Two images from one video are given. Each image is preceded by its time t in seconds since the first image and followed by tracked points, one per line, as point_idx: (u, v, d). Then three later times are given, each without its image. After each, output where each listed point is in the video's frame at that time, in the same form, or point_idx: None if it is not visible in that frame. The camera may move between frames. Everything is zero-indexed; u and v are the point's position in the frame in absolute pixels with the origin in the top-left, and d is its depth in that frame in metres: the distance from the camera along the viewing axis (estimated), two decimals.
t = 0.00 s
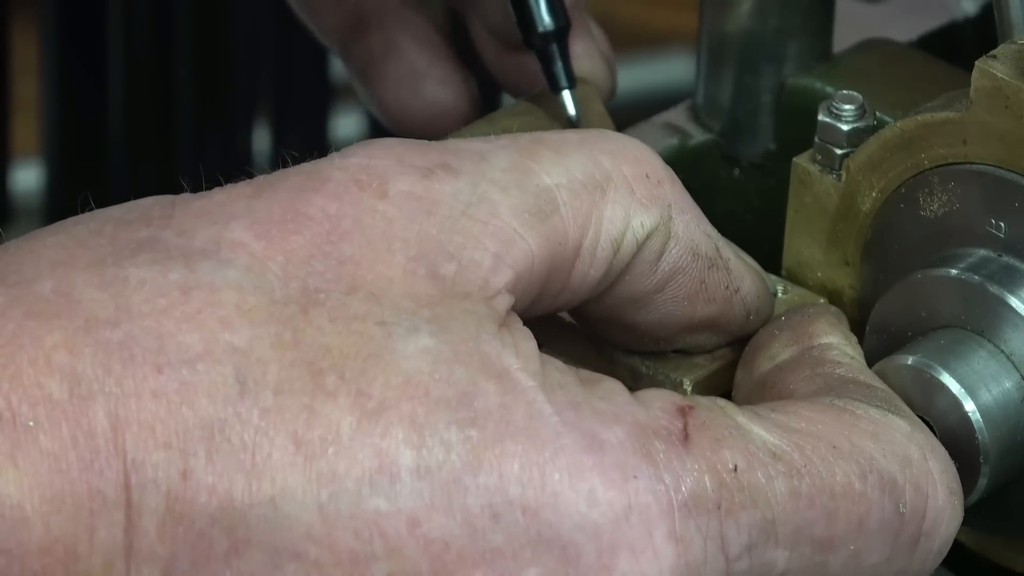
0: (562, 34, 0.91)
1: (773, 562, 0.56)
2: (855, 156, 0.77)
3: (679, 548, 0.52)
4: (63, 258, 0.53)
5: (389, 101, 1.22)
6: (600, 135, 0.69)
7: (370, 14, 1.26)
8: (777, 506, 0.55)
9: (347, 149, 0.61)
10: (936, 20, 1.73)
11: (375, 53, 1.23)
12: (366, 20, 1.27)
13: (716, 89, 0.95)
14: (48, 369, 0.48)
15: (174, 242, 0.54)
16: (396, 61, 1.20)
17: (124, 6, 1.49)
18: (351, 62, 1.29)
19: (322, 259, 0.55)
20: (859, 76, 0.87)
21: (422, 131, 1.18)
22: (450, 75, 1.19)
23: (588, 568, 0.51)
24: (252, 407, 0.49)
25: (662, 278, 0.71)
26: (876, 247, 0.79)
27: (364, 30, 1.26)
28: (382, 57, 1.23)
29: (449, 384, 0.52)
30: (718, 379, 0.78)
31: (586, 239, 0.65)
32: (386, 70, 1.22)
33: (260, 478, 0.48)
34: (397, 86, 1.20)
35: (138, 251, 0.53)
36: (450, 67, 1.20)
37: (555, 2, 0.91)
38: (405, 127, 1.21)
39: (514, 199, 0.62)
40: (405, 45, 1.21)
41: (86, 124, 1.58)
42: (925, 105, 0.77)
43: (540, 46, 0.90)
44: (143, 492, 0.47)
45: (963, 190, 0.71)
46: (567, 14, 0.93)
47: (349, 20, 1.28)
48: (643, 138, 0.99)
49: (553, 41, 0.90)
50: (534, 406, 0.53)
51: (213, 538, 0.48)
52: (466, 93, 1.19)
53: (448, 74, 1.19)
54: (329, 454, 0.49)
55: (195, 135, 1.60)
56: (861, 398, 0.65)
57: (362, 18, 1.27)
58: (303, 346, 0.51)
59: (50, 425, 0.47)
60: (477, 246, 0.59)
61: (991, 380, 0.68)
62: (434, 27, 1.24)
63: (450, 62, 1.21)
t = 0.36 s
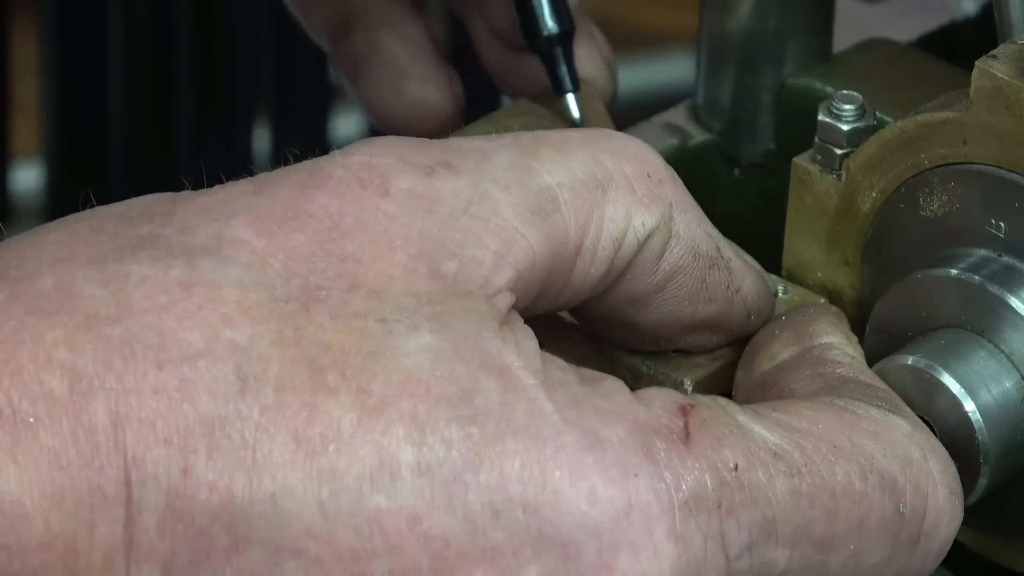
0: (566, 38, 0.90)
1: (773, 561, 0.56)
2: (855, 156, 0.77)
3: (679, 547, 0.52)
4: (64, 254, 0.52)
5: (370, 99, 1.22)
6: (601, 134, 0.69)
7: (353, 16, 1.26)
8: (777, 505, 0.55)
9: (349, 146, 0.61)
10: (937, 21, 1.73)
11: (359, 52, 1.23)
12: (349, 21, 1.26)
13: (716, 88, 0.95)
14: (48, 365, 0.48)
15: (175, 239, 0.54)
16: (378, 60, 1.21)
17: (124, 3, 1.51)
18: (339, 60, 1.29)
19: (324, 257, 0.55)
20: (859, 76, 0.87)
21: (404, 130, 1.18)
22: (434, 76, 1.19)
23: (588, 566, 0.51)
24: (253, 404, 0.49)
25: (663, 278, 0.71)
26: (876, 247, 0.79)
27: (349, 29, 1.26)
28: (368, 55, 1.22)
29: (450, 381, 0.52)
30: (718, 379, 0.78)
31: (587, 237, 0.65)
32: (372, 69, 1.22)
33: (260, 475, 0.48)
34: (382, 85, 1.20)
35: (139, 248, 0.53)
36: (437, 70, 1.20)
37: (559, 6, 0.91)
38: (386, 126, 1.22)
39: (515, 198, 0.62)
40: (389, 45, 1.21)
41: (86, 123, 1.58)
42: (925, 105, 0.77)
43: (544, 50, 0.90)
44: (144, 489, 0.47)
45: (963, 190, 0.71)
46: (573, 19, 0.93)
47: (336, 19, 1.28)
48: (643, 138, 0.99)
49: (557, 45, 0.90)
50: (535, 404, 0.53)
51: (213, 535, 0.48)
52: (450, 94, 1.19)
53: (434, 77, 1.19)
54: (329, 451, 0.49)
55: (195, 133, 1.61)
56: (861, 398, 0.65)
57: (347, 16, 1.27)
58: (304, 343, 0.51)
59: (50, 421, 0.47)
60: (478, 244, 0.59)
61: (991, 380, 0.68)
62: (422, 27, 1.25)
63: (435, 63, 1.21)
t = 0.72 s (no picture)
0: (558, 38, 0.90)
1: (774, 562, 0.56)
2: (855, 156, 0.77)
3: (679, 547, 0.52)
4: (64, 254, 0.52)
5: (357, 95, 1.22)
6: (601, 134, 0.69)
7: (345, 10, 1.26)
8: (778, 506, 0.55)
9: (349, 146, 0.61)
10: (937, 21, 1.73)
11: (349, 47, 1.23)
12: (341, 15, 1.26)
13: (716, 88, 0.95)
14: (49, 365, 0.48)
15: (176, 239, 0.54)
16: (366, 57, 1.21)
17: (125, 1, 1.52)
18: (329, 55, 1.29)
19: (324, 257, 0.55)
20: (859, 76, 0.87)
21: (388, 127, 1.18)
22: (422, 74, 1.19)
23: (588, 566, 0.51)
24: (254, 404, 0.49)
25: (664, 278, 0.71)
26: (876, 248, 0.79)
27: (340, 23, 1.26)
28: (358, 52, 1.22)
29: (451, 382, 0.52)
30: (718, 380, 0.78)
31: (587, 238, 0.65)
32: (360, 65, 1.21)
33: (261, 475, 0.48)
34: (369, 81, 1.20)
35: (140, 248, 0.53)
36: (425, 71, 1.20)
37: (551, 7, 0.91)
38: (373, 123, 1.21)
39: (516, 198, 0.61)
40: (379, 43, 1.21)
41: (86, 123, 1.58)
42: (925, 106, 0.78)
43: (536, 51, 0.90)
44: (144, 489, 0.47)
45: (963, 190, 0.71)
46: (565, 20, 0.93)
47: (329, 13, 1.28)
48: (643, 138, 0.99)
49: (549, 46, 0.90)
50: (536, 404, 0.53)
51: (213, 535, 0.48)
52: (437, 94, 1.18)
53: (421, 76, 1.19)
54: (330, 451, 0.49)
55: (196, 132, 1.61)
56: (862, 398, 0.65)
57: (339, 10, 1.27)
58: (305, 344, 0.51)
59: (50, 422, 0.47)
60: (478, 245, 0.59)
61: (991, 380, 0.68)
62: (418, 30, 1.26)
63: (425, 64, 1.21)
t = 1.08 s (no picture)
0: (563, 38, 0.90)
1: (774, 562, 0.56)
2: (855, 156, 0.77)
3: (679, 548, 0.52)
4: (64, 254, 0.52)
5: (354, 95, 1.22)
6: (601, 135, 0.69)
7: (345, 11, 1.26)
8: (779, 507, 0.55)
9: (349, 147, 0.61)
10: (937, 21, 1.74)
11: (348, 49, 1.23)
12: (342, 18, 1.26)
13: (716, 87, 0.95)
14: (49, 365, 0.48)
15: (176, 239, 0.54)
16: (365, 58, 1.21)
17: None
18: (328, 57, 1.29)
19: (325, 258, 0.55)
20: (859, 76, 0.87)
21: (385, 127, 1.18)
22: (421, 76, 1.19)
23: (588, 567, 0.51)
24: (254, 404, 0.49)
25: (664, 279, 0.71)
26: (876, 248, 0.79)
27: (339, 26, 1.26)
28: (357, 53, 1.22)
29: (451, 382, 0.52)
30: (718, 380, 0.78)
31: (587, 238, 0.65)
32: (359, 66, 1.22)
33: (261, 476, 0.48)
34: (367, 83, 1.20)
35: (140, 248, 0.53)
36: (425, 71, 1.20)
37: (557, 7, 0.91)
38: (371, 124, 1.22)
39: (516, 198, 0.61)
40: (379, 44, 1.21)
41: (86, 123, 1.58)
42: (925, 106, 0.77)
43: (540, 52, 0.90)
44: (144, 489, 0.47)
45: (963, 190, 0.71)
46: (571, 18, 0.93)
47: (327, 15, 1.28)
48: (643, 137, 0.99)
49: (554, 47, 0.90)
50: (536, 405, 0.53)
51: (213, 535, 0.48)
52: (436, 97, 1.18)
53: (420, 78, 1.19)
54: (330, 452, 0.49)
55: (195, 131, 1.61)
56: (862, 399, 0.65)
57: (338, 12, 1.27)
58: (305, 344, 0.51)
59: (50, 422, 0.47)
60: (478, 245, 0.59)
61: (991, 380, 0.68)
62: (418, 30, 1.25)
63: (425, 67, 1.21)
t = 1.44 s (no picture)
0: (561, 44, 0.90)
1: (775, 562, 0.56)
2: (855, 156, 0.77)
3: (679, 547, 0.52)
4: (65, 253, 0.52)
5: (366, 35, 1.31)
6: (601, 135, 0.69)
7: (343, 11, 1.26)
8: (779, 506, 0.55)
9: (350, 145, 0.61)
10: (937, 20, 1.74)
11: None
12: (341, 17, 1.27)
13: (716, 87, 0.94)
14: (50, 364, 0.48)
15: (176, 238, 0.54)
16: None
17: None
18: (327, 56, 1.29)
19: (325, 257, 0.55)
20: (860, 76, 0.87)
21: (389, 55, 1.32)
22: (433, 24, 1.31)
23: (589, 566, 0.51)
24: (254, 404, 0.49)
25: (664, 279, 0.71)
26: (876, 248, 0.78)
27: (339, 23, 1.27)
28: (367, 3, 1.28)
29: (452, 381, 0.52)
30: (718, 380, 0.78)
31: (588, 238, 0.65)
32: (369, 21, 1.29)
33: (262, 475, 0.48)
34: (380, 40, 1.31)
35: (141, 247, 0.53)
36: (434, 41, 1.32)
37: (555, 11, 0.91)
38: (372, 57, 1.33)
39: (517, 198, 0.61)
40: None
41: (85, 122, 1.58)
42: (925, 106, 0.78)
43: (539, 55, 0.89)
44: (145, 488, 0.47)
45: (963, 190, 0.71)
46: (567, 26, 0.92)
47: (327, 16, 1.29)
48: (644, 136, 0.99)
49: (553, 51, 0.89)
50: (537, 404, 0.53)
51: (213, 534, 0.48)
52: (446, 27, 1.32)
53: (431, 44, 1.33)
54: (331, 451, 0.49)
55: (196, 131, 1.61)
56: (862, 399, 0.65)
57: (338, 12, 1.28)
58: (306, 343, 0.51)
59: (51, 421, 0.47)
60: (478, 245, 0.59)
61: (991, 380, 0.68)
62: None
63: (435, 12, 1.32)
